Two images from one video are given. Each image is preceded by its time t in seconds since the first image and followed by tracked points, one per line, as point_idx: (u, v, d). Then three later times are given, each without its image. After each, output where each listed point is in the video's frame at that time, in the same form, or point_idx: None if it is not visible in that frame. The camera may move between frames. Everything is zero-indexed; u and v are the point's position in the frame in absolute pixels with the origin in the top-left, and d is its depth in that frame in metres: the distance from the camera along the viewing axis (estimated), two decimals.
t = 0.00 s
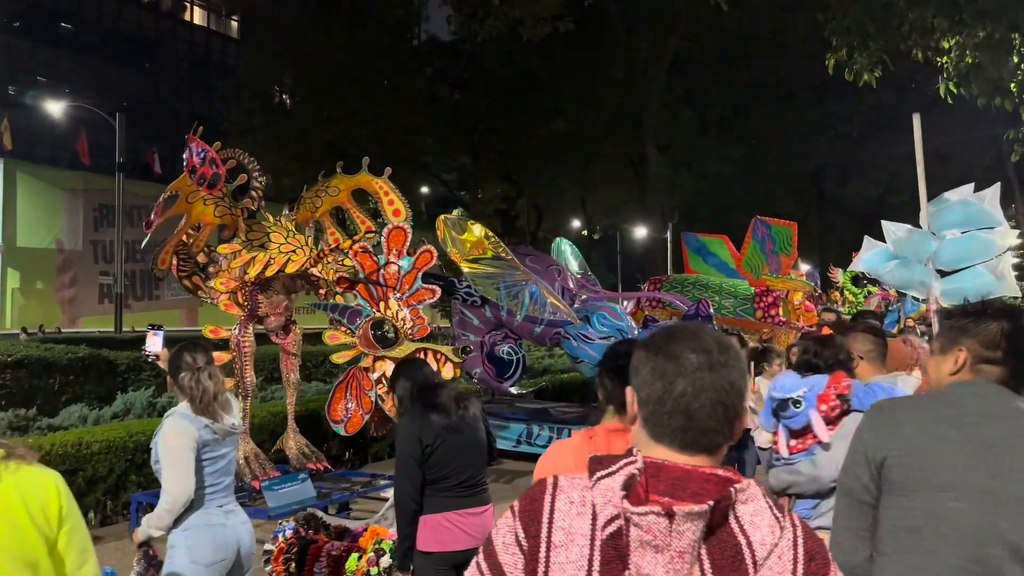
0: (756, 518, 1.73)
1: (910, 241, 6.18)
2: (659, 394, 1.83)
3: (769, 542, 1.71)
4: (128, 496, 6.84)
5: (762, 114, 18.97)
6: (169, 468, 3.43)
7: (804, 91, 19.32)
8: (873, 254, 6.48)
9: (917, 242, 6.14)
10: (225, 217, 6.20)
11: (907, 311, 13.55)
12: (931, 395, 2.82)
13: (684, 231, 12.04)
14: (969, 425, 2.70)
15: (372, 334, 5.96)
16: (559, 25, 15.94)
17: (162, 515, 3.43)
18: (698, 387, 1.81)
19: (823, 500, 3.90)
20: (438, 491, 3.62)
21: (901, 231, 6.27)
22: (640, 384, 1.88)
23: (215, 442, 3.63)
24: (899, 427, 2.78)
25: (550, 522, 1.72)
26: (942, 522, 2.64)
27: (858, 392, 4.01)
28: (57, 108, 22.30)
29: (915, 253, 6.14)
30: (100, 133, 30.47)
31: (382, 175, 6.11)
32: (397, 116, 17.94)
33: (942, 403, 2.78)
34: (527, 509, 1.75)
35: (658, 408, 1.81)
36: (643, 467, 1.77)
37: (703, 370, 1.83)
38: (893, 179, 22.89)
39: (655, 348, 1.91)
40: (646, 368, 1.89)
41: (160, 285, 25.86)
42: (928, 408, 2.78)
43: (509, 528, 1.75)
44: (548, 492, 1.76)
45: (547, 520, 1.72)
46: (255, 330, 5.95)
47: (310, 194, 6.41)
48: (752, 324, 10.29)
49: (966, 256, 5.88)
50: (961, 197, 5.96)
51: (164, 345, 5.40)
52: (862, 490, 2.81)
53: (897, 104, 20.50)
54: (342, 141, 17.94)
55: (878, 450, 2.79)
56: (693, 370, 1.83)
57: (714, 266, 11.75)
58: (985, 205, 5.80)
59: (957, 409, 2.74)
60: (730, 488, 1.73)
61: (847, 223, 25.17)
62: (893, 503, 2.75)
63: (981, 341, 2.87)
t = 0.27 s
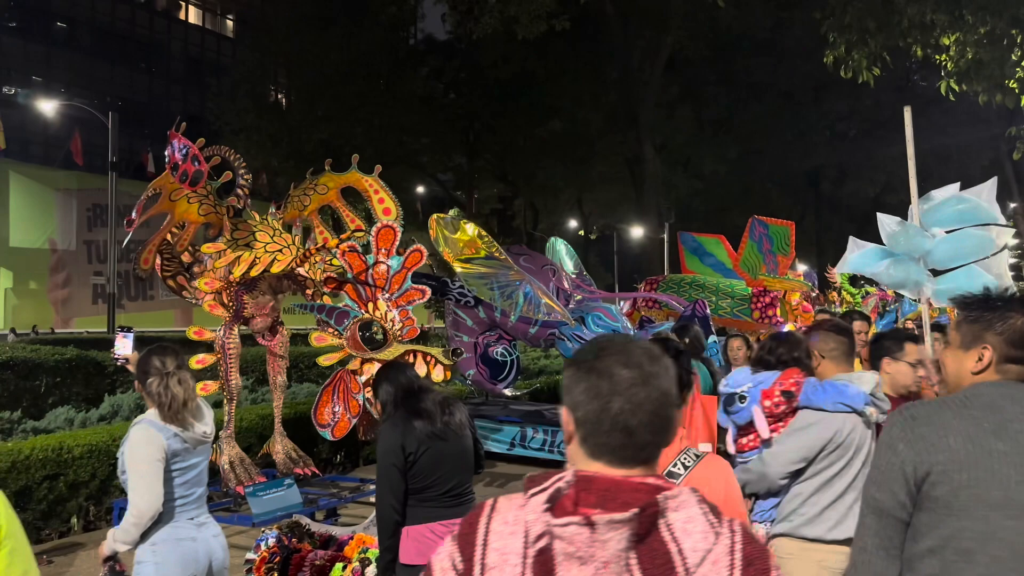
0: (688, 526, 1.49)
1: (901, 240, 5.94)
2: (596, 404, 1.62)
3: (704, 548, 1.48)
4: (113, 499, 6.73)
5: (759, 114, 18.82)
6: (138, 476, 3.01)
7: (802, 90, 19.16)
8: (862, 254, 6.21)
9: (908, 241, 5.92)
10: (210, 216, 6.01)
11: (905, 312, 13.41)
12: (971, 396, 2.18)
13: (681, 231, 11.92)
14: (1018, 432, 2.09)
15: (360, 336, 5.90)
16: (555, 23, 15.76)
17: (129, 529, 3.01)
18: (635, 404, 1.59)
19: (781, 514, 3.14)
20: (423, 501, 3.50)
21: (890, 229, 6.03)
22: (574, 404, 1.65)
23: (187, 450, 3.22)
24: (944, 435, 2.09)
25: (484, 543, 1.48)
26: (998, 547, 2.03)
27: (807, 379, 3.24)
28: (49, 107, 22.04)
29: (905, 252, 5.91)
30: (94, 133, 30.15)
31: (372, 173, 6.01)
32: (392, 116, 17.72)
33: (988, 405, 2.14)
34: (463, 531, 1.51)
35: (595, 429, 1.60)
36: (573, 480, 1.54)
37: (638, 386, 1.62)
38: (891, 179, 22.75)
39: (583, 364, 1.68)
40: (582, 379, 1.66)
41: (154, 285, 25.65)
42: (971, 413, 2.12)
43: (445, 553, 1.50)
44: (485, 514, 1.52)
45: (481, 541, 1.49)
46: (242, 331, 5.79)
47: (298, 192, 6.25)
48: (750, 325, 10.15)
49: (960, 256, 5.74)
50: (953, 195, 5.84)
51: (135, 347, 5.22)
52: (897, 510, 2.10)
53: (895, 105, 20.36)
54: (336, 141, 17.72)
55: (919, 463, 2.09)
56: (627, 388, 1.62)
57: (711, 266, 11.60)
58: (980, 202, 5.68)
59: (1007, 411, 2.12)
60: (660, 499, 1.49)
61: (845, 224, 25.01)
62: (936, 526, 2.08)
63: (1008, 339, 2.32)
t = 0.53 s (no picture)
0: (580, 514, 1.58)
1: (896, 232, 6.03)
2: (484, 406, 1.73)
3: (595, 535, 1.57)
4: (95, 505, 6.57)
5: (756, 114, 18.75)
6: (95, 494, 3.00)
7: (799, 90, 19.08)
8: (855, 245, 6.27)
9: (903, 234, 6.01)
10: (195, 214, 5.95)
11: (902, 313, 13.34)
12: (969, 407, 2.23)
13: (677, 231, 11.67)
14: (1015, 440, 2.15)
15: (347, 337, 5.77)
16: (551, 22, 15.65)
17: (89, 546, 3.00)
18: (520, 401, 1.70)
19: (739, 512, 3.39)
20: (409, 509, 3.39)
21: (886, 220, 6.09)
22: (465, 408, 1.77)
23: (149, 463, 3.21)
24: (938, 447, 2.15)
25: (386, 560, 1.55)
26: (999, 562, 2.08)
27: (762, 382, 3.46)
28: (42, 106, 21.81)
29: (900, 244, 6.01)
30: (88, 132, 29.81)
31: (363, 171, 5.85)
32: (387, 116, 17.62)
33: (984, 415, 2.20)
34: (365, 554, 1.57)
35: (486, 428, 1.71)
36: (467, 483, 1.63)
37: (522, 383, 1.73)
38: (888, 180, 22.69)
39: (468, 368, 1.80)
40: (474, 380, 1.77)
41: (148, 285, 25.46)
42: (966, 422, 2.19)
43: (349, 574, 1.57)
44: (388, 527, 1.60)
45: (384, 555, 1.56)
46: (224, 332, 5.81)
47: (286, 190, 6.13)
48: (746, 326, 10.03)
49: (954, 248, 5.90)
50: (949, 187, 5.93)
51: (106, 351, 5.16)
52: (893, 526, 2.17)
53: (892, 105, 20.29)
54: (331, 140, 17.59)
55: (914, 477, 2.15)
56: (512, 386, 1.73)
57: (707, 266, 11.41)
58: (976, 193, 5.79)
59: (1002, 420, 2.18)
60: (546, 492, 1.58)
61: (843, 225, 24.92)
62: (935, 543, 2.13)
63: (1001, 341, 2.32)
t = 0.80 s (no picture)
0: (502, 504, 1.66)
1: (893, 234, 5.88)
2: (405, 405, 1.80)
3: (515, 525, 1.65)
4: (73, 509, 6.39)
5: (752, 114, 18.63)
6: (43, 509, 2.89)
7: (796, 90, 18.96)
8: (849, 249, 6.08)
9: (901, 236, 5.87)
10: (177, 212, 5.76)
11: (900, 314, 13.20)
12: (928, 418, 2.16)
13: (672, 230, 11.69)
14: (974, 456, 2.05)
15: (333, 339, 5.68)
16: (545, 21, 15.50)
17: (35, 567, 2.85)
18: (442, 399, 1.77)
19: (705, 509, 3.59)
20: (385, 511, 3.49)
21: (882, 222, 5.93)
22: (388, 407, 1.84)
23: (104, 475, 3.14)
24: (890, 461, 2.09)
25: (309, 561, 1.64)
26: None
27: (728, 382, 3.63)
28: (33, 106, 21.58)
29: (897, 247, 5.88)
30: (81, 133, 29.46)
31: (351, 170, 5.70)
32: (382, 116, 17.46)
33: (943, 429, 2.11)
34: (292, 555, 1.67)
35: (408, 427, 1.78)
36: (389, 482, 1.71)
37: (442, 380, 1.80)
38: (885, 179, 22.55)
39: (392, 368, 1.88)
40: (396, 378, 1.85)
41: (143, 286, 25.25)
42: (923, 437, 2.11)
43: None
44: (314, 530, 1.69)
45: (308, 558, 1.65)
46: (208, 334, 5.72)
47: (272, 188, 6.03)
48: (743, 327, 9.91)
49: (951, 249, 5.86)
50: (944, 187, 5.87)
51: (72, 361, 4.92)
52: (851, 539, 2.13)
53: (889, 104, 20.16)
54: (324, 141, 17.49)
55: (866, 492, 2.10)
56: (433, 383, 1.80)
57: (702, 266, 11.44)
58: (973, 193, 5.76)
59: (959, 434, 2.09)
60: (465, 486, 1.65)
61: (841, 226, 24.80)
62: (890, 556, 2.06)
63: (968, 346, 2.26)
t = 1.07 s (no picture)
0: (452, 513, 1.64)
1: (892, 232, 5.79)
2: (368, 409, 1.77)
3: (463, 535, 1.62)
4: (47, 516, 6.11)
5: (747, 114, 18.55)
6: None
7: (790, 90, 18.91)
8: (847, 246, 5.98)
9: (900, 233, 5.79)
10: (156, 211, 5.75)
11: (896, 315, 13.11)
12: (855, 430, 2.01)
13: (667, 230, 11.53)
14: (895, 479, 1.88)
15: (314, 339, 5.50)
16: (539, 20, 15.39)
17: None
18: (401, 404, 1.74)
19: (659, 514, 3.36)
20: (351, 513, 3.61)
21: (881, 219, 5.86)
22: (349, 408, 1.82)
23: (50, 485, 3.11)
24: (815, 482, 1.95)
25: (256, 563, 1.66)
26: None
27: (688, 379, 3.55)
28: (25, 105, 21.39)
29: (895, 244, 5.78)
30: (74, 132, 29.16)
31: (336, 167, 5.58)
32: (375, 116, 17.35)
33: (873, 447, 1.95)
34: (242, 554, 1.69)
35: (367, 431, 1.76)
36: (341, 485, 1.69)
37: (405, 385, 1.77)
38: (880, 180, 22.49)
39: (355, 367, 1.83)
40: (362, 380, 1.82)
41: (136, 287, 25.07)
42: (848, 457, 1.95)
43: None
44: (264, 532, 1.71)
45: (255, 561, 1.67)
46: (188, 335, 5.58)
47: (256, 186, 5.92)
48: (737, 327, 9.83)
49: (954, 246, 5.74)
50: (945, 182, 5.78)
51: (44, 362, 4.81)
52: (785, 549, 2.00)
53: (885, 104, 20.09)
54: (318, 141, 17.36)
55: (793, 508, 1.97)
56: (395, 388, 1.77)
57: (697, 266, 11.30)
58: (975, 186, 5.66)
59: (886, 450, 1.93)
60: (414, 492, 1.64)
61: (836, 226, 24.73)
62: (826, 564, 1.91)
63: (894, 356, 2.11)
